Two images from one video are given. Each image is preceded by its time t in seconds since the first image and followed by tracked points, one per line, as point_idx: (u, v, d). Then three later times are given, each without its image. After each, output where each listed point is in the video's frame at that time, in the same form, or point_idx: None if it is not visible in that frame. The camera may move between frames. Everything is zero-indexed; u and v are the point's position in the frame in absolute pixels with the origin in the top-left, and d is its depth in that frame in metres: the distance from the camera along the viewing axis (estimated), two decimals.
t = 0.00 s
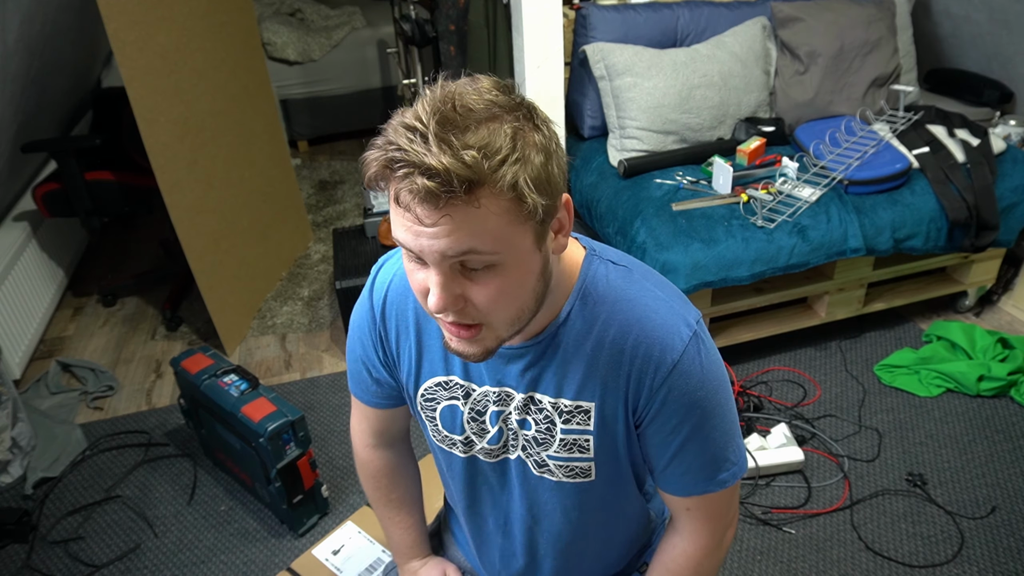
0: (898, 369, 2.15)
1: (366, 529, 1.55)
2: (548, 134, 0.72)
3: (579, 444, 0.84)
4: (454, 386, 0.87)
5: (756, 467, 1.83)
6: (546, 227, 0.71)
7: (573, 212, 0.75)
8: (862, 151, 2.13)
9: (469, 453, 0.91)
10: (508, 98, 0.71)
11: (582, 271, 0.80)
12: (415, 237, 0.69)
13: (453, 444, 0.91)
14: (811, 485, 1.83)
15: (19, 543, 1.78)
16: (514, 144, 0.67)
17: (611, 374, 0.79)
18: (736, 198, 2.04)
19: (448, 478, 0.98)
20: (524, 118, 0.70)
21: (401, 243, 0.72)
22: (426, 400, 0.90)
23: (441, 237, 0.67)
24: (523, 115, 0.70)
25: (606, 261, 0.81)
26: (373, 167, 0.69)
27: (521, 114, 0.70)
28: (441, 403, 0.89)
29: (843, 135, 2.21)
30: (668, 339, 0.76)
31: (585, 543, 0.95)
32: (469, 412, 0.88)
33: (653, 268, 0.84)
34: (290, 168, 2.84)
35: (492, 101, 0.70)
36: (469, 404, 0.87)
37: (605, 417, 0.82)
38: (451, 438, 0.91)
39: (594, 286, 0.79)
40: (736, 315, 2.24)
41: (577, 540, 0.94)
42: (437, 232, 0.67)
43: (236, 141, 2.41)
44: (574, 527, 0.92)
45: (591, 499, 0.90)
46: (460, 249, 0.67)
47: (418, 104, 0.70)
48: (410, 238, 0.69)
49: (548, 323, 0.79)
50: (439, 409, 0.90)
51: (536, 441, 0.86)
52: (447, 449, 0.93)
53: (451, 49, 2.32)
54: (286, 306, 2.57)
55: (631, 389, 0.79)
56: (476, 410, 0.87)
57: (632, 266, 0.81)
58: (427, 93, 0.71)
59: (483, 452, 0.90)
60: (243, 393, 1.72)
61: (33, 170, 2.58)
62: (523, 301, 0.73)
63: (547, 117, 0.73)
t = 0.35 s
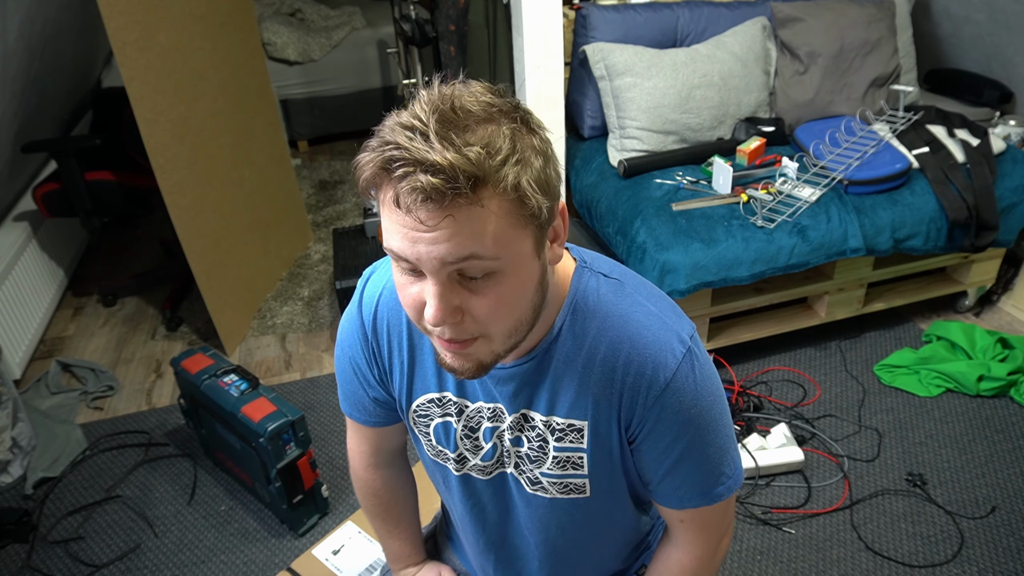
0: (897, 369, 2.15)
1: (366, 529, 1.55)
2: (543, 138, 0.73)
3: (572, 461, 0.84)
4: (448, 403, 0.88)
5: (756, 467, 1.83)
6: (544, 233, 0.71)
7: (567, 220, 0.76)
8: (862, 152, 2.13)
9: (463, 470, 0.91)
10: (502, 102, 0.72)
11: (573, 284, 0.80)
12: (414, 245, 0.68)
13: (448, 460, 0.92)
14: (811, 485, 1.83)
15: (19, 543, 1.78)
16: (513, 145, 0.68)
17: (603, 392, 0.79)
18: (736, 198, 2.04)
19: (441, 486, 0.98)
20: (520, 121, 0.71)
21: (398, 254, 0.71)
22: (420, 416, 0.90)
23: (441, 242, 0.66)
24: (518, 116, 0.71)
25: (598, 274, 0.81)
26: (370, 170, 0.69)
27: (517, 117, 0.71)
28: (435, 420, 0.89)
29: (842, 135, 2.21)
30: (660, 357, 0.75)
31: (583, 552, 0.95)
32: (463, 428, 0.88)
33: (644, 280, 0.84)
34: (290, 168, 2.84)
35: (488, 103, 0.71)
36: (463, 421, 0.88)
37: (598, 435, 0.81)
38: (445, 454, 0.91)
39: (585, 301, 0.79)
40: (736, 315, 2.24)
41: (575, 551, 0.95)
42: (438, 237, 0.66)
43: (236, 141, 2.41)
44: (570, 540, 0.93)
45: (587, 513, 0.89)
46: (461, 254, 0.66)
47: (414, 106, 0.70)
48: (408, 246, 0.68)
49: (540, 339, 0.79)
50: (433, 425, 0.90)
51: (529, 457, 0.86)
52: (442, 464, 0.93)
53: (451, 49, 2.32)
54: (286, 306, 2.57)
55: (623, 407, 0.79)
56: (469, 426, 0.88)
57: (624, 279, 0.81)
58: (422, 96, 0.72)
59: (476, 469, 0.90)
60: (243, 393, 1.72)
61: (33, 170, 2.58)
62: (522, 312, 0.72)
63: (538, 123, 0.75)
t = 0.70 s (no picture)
0: (897, 369, 2.15)
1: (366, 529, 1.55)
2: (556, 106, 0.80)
3: (580, 470, 0.83)
4: (451, 414, 0.86)
5: (756, 467, 1.83)
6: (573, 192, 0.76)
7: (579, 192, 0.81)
8: (862, 152, 2.13)
9: (468, 480, 0.90)
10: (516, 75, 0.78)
11: (579, 290, 0.80)
12: (472, 192, 0.68)
13: (452, 469, 0.91)
14: (811, 485, 1.83)
15: (19, 543, 1.78)
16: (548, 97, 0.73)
17: (611, 399, 0.78)
18: (736, 198, 2.04)
19: (444, 493, 0.97)
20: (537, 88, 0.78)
21: (446, 215, 0.70)
22: (422, 427, 0.89)
23: (504, 181, 0.68)
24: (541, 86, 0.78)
25: (602, 278, 0.81)
26: (419, 124, 0.69)
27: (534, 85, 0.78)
28: (438, 431, 0.88)
29: (842, 135, 2.21)
30: (668, 364, 0.75)
31: (587, 556, 0.96)
32: (467, 439, 0.87)
33: (646, 283, 0.84)
34: (290, 168, 2.84)
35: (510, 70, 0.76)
36: (467, 432, 0.86)
37: (606, 442, 0.81)
38: (449, 464, 0.90)
39: (591, 307, 0.78)
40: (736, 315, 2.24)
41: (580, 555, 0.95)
42: (501, 176, 0.68)
43: (236, 141, 2.41)
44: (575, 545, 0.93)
45: (593, 520, 0.90)
46: (522, 194, 0.68)
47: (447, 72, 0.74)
48: (465, 195, 0.68)
49: (548, 346, 0.78)
50: (436, 436, 0.89)
51: (536, 467, 0.86)
52: (446, 473, 0.92)
53: (451, 49, 2.32)
54: (286, 306, 2.57)
55: (631, 414, 0.79)
56: (473, 436, 0.86)
57: (629, 284, 0.81)
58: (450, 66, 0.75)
59: (482, 480, 0.89)
60: (243, 393, 1.72)
61: (33, 171, 2.58)
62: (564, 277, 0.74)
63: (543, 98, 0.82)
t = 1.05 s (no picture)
0: (897, 369, 2.15)
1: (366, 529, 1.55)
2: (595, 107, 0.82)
3: (596, 462, 0.83)
4: (464, 408, 0.86)
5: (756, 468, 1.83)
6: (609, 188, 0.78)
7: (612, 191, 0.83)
8: (862, 151, 2.13)
9: (479, 474, 0.90)
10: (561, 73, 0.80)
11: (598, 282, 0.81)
12: (532, 180, 0.69)
13: (463, 465, 0.90)
14: (811, 485, 1.83)
15: (19, 543, 1.78)
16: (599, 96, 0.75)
17: (631, 389, 0.79)
18: (736, 198, 2.04)
19: (451, 489, 0.97)
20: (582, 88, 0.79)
21: (500, 202, 0.70)
22: (434, 421, 0.88)
23: (565, 170, 0.69)
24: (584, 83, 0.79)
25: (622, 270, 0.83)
26: (483, 109, 0.68)
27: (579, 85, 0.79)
28: (451, 424, 0.87)
29: (843, 135, 2.21)
30: (689, 353, 0.76)
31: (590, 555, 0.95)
32: (480, 433, 0.86)
33: (664, 279, 0.85)
34: (290, 168, 2.84)
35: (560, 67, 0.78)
36: (481, 425, 0.86)
37: (624, 433, 0.81)
38: (461, 459, 0.89)
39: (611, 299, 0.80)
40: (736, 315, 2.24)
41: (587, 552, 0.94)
42: (562, 165, 0.69)
43: (236, 141, 2.41)
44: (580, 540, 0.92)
45: (605, 515, 0.90)
46: (578, 186, 0.70)
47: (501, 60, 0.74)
48: (525, 182, 0.69)
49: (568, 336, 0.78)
50: (448, 430, 0.88)
51: (550, 459, 0.85)
52: (456, 469, 0.92)
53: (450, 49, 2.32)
54: (286, 306, 2.57)
55: (650, 404, 0.79)
56: (487, 430, 0.86)
57: (648, 276, 0.83)
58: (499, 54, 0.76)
59: (493, 474, 0.89)
60: (243, 393, 1.72)
61: (33, 170, 2.57)
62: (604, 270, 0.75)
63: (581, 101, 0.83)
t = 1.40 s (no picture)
0: (897, 369, 2.15)
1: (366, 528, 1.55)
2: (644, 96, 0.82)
3: (623, 447, 0.83)
4: (490, 387, 0.85)
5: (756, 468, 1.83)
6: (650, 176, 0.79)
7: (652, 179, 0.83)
8: (862, 152, 2.13)
9: (500, 458, 0.88)
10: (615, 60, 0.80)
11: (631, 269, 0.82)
12: (587, 160, 0.69)
13: (484, 448, 0.89)
14: (811, 485, 1.83)
15: (19, 543, 1.78)
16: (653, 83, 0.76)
17: (661, 371, 0.79)
18: (736, 198, 2.04)
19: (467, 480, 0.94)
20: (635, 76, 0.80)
21: (554, 180, 0.70)
22: (458, 402, 0.87)
23: (618, 154, 0.69)
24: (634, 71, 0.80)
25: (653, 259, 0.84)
26: (544, 88, 0.68)
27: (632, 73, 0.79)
28: (475, 405, 0.87)
29: (843, 135, 2.21)
30: (718, 336, 0.77)
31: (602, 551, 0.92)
32: (505, 414, 0.85)
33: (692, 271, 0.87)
34: (290, 168, 2.84)
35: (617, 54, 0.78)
36: (506, 407, 0.85)
37: (650, 417, 0.81)
38: (482, 442, 0.88)
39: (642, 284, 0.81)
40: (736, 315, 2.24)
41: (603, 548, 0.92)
42: (617, 149, 0.69)
43: (236, 141, 2.41)
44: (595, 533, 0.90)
45: (624, 507, 0.88)
46: (629, 170, 0.70)
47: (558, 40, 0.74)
48: (580, 163, 0.69)
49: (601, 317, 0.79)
50: (471, 412, 0.87)
51: (576, 444, 0.84)
52: (475, 454, 0.90)
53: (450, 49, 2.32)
54: (286, 306, 2.57)
55: (678, 388, 0.79)
56: (512, 412, 0.85)
57: (677, 265, 0.84)
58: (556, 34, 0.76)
59: (515, 457, 0.88)
60: (243, 393, 1.72)
61: (33, 170, 2.58)
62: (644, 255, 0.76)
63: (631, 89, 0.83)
